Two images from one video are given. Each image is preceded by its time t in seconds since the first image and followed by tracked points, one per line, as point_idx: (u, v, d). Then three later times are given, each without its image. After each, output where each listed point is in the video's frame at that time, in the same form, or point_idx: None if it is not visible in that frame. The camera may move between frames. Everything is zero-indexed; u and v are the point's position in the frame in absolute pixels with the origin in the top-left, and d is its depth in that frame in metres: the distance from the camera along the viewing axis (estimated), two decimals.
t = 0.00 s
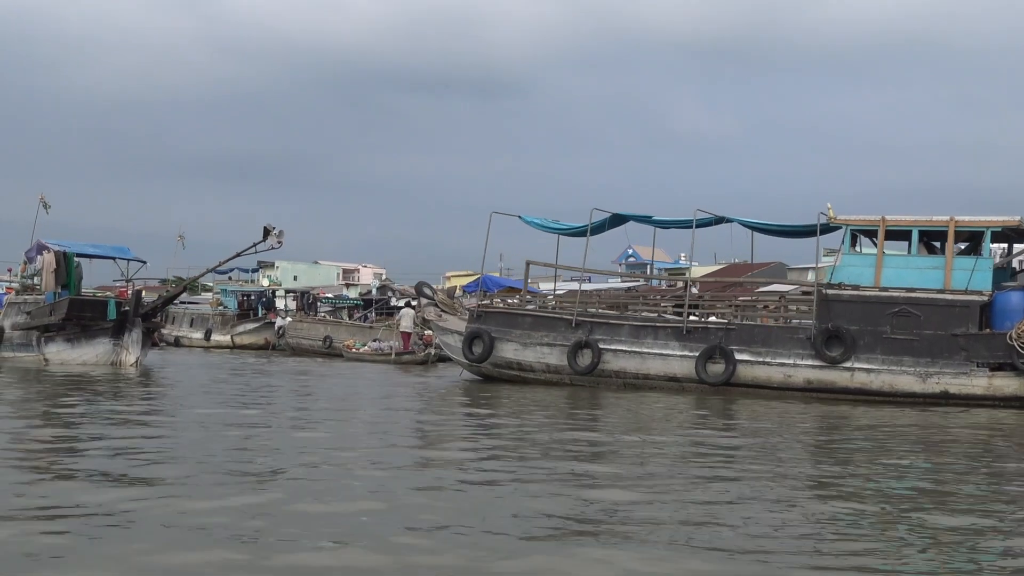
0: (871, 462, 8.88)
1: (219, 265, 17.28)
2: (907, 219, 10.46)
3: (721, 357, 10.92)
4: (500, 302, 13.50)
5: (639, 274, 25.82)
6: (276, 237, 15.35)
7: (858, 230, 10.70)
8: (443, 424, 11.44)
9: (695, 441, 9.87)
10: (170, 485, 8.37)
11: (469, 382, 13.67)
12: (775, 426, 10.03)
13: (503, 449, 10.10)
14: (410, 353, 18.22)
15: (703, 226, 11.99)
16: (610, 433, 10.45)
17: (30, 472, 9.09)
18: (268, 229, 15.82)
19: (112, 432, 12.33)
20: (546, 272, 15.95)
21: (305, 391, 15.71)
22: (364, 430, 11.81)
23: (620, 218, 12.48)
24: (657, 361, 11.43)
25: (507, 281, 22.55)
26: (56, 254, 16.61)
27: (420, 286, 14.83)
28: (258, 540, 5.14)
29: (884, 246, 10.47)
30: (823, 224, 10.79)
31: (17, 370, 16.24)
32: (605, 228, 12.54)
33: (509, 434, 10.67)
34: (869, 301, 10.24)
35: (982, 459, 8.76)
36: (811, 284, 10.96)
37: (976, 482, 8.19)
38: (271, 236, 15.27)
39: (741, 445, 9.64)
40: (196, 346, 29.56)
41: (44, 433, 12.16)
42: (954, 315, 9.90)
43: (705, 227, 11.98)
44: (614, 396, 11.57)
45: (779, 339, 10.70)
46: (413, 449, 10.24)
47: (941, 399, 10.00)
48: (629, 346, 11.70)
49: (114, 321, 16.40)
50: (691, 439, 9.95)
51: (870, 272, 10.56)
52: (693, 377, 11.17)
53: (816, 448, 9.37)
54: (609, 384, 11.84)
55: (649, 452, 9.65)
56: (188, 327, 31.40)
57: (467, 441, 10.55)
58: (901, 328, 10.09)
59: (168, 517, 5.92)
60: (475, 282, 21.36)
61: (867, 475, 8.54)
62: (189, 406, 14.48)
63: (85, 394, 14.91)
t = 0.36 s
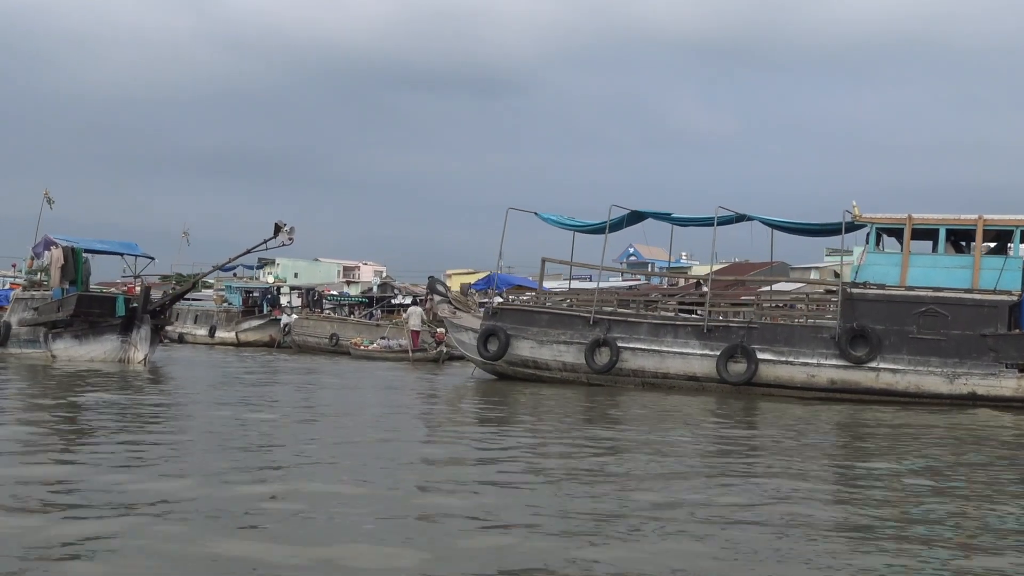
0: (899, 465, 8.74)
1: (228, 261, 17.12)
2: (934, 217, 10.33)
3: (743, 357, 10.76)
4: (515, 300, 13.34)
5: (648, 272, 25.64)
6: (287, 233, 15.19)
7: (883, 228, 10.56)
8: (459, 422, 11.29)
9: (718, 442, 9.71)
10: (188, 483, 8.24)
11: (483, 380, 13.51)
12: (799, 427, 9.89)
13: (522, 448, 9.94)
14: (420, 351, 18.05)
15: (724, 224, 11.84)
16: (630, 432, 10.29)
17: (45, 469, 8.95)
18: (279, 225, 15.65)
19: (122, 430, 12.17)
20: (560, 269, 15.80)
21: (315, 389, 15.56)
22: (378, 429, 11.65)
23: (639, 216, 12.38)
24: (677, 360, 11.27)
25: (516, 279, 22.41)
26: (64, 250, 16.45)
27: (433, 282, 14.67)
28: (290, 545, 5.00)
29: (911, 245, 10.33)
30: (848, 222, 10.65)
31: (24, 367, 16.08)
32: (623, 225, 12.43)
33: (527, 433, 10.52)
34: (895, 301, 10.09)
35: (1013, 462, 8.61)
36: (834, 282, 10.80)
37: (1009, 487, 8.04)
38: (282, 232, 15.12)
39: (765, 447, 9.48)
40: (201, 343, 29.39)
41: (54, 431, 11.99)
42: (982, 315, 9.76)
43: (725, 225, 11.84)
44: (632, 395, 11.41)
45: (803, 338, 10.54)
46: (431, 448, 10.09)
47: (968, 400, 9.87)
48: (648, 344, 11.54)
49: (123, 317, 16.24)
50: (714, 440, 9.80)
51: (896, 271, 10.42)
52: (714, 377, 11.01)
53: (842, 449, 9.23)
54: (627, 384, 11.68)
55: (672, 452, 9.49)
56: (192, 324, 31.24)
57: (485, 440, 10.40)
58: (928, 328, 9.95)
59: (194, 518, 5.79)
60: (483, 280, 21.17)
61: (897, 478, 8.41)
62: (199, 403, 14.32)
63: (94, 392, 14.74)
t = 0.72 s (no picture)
0: (929, 468, 8.60)
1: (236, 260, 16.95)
2: (961, 217, 10.19)
3: (765, 358, 10.59)
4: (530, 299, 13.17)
5: (655, 271, 25.45)
6: (298, 232, 15.03)
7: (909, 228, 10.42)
8: (475, 422, 11.12)
9: (742, 444, 9.54)
10: (206, 484, 8.08)
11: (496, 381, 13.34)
12: (824, 429, 9.73)
13: (542, 449, 9.78)
14: (431, 351, 17.88)
15: (744, 223, 11.68)
16: (650, 433, 10.13)
17: (58, 469, 8.79)
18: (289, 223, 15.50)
19: (133, 430, 11.99)
20: (571, 269, 15.64)
21: (325, 389, 15.40)
22: (393, 428, 11.48)
23: (657, 214, 12.22)
24: (697, 361, 11.10)
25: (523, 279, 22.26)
26: (72, 248, 16.27)
27: (446, 281, 14.51)
28: (323, 549, 4.86)
29: (938, 245, 10.19)
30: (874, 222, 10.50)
31: (31, 366, 15.90)
32: (641, 224, 12.27)
33: (546, 435, 10.36)
34: (921, 302, 9.94)
35: None
36: (859, 282, 10.62)
37: None
38: (293, 231, 14.97)
39: (790, 449, 9.32)
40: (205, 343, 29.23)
41: (64, 431, 11.82)
42: (1011, 317, 9.62)
43: (746, 224, 11.67)
44: (651, 397, 11.24)
45: (827, 339, 10.37)
46: (449, 448, 9.92)
47: (997, 403, 9.74)
48: (667, 345, 11.37)
49: (131, 316, 16.07)
50: (738, 442, 9.63)
51: (922, 272, 10.28)
52: (736, 378, 10.84)
53: (870, 451, 9.08)
54: (646, 385, 11.50)
55: (695, 454, 9.33)
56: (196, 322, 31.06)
57: (503, 440, 10.23)
58: (956, 329, 9.80)
59: (221, 519, 5.64)
60: (491, 279, 20.98)
61: (928, 481, 8.26)
62: (209, 403, 14.15)
63: (102, 391, 14.57)
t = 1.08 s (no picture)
0: (960, 472, 8.44)
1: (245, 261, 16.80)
2: (988, 218, 10.03)
3: (788, 361, 10.43)
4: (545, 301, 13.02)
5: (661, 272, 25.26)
6: (308, 232, 14.89)
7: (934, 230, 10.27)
8: (491, 425, 10.96)
9: (766, 448, 9.39)
10: (226, 486, 7.92)
11: (511, 384, 13.18)
12: (850, 431, 9.57)
13: (562, 451, 9.63)
14: (441, 353, 17.72)
15: (765, 225, 11.53)
16: (672, 436, 9.98)
17: (73, 470, 8.63)
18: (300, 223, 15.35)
19: (144, 433, 11.84)
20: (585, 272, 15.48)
21: (335, 392, 15.24)
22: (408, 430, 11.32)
23: (675, 216, 12.07)
24: (718, 364, 10.94)
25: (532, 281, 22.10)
26: (80, 249, 16.13)
27: (459, 284, 14.35)
28: (363, 554, 4.70)
29: (964, 247, 10.05)
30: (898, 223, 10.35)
31: (39, 368, 15.75)
32: (659, 225, 12.12)
33: (566, 437, 10.20)
34: (948, 304, 9.79)
35: None
36: (883, 285, 10.47)
37: None
38: (303, 231, 14.83)
39: (816, 453, 9.17)
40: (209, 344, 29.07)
41: (74, 434, 11.66)
42: None
43: (767, 225, 11.52)
44: (671, 401, 11.08)
45: (851, 342, 10.22)
46: (468, 451, 9.77)
47: None
48: (687, 348, 11.21)
49: (139, 318, 15.93)
50: (762, 445, 9.48)
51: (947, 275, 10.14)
52: (758, 382, 10.68)
53: (898, 455, 8.92)
54: (665, 388, 11.33)
55: (719, 458, 9.18)
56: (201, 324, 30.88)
57: (522, 443, 10.08)
58: (983, 333, 9.65)
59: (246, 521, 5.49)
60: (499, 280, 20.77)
61: (959, 486, 8.11)
62: (219, 405, 14.00)
63: (110, 393, 14.42)
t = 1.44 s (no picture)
0: (992, 478, 8.28)
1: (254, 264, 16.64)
2: (1017, 221, 9.86)
3: (812, 366, 10.27)
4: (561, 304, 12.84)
5: (666, 275, 25.10)
6: (319, 234, 14.72)
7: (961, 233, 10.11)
8: (509, 428, 10.79)
9: (792, 452, 9.22)
10: (244, 489, 7.76)
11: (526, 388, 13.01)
12: (877, 437, 9.40)
13: (583, 454, 9.46)
14: (451, 357, 17.55)
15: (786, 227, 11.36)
16: (694, 440, 9.81)
17: (88, 474, 8.46)
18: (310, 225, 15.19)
19: (154, 436, 11.66)
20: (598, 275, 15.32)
21: (346, 396, 15.06)
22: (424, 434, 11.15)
23: (694, 218, 11.90)
24: (739, 369, 10.78)
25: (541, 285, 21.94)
26: (87, 250, 15.97)
27: (473, 287, 14.18)
28: (403, 559, 4.54)
29: (992, 250, 9.88)
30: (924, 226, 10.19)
31: (46, 371, 15.57)
32: (677, 228, 11.95)
33: (586, 441, 10.04)
34: (976, 309, 9.64)
35: None
36: (908, 288, 10.31)
37: None
38: (314, 233, 14.66)
39: (843, 458, 9.00)
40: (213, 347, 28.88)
41: (84, 437, 11.49)
42: None
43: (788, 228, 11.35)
44: (692, 406, 10.91)
45: (876, 347, 10.06)
46: (487, 454, 9.60)
47: None
48: (708, 353, 11.04)
49: (147, 321, 15.77)
50: (787, 450, 9.31)
51: (974, 279, 9.99)
52: (781, 388, 10.51)
53: (929, 460, 8.76)
54: (685, 393, 11.16)
55: (744, 462, 9.01)
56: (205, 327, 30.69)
57: (541, 446, 9.91)
58: (1012, 338, 9.50)
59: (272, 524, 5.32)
60: (508, 283, 20.49)
61: (992, 492, 7.94)
62: (229, 409, 13.82)
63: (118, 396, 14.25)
